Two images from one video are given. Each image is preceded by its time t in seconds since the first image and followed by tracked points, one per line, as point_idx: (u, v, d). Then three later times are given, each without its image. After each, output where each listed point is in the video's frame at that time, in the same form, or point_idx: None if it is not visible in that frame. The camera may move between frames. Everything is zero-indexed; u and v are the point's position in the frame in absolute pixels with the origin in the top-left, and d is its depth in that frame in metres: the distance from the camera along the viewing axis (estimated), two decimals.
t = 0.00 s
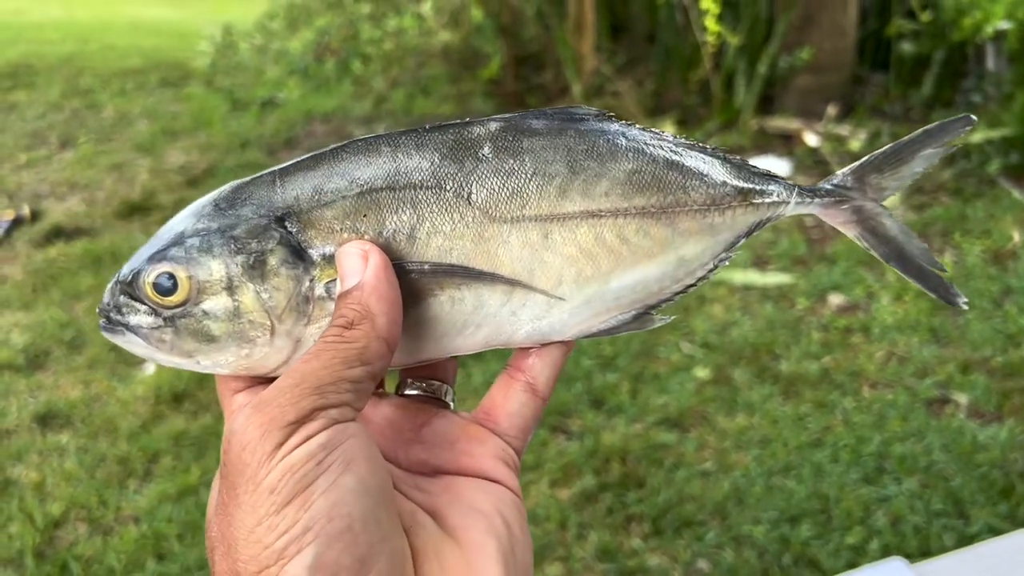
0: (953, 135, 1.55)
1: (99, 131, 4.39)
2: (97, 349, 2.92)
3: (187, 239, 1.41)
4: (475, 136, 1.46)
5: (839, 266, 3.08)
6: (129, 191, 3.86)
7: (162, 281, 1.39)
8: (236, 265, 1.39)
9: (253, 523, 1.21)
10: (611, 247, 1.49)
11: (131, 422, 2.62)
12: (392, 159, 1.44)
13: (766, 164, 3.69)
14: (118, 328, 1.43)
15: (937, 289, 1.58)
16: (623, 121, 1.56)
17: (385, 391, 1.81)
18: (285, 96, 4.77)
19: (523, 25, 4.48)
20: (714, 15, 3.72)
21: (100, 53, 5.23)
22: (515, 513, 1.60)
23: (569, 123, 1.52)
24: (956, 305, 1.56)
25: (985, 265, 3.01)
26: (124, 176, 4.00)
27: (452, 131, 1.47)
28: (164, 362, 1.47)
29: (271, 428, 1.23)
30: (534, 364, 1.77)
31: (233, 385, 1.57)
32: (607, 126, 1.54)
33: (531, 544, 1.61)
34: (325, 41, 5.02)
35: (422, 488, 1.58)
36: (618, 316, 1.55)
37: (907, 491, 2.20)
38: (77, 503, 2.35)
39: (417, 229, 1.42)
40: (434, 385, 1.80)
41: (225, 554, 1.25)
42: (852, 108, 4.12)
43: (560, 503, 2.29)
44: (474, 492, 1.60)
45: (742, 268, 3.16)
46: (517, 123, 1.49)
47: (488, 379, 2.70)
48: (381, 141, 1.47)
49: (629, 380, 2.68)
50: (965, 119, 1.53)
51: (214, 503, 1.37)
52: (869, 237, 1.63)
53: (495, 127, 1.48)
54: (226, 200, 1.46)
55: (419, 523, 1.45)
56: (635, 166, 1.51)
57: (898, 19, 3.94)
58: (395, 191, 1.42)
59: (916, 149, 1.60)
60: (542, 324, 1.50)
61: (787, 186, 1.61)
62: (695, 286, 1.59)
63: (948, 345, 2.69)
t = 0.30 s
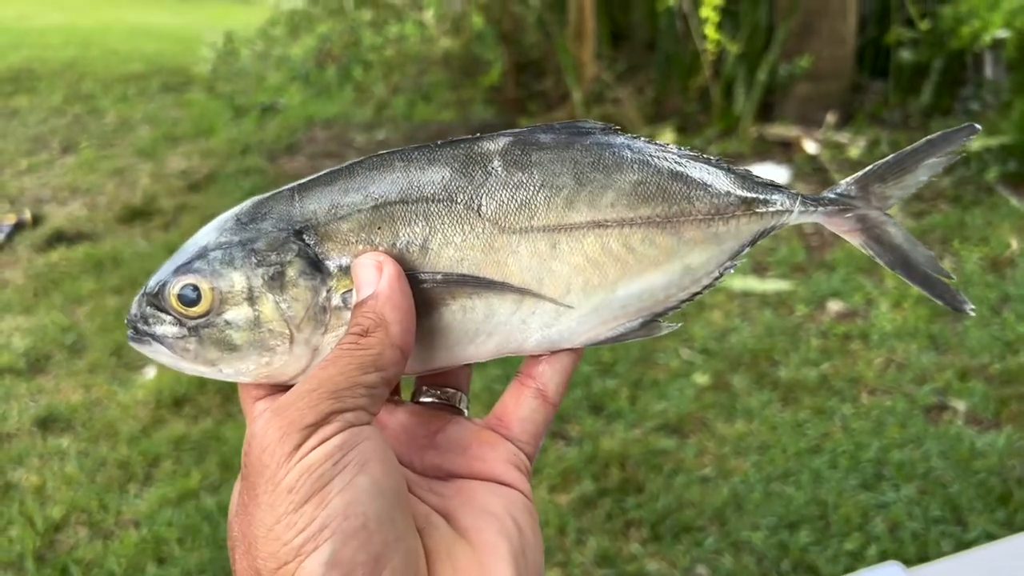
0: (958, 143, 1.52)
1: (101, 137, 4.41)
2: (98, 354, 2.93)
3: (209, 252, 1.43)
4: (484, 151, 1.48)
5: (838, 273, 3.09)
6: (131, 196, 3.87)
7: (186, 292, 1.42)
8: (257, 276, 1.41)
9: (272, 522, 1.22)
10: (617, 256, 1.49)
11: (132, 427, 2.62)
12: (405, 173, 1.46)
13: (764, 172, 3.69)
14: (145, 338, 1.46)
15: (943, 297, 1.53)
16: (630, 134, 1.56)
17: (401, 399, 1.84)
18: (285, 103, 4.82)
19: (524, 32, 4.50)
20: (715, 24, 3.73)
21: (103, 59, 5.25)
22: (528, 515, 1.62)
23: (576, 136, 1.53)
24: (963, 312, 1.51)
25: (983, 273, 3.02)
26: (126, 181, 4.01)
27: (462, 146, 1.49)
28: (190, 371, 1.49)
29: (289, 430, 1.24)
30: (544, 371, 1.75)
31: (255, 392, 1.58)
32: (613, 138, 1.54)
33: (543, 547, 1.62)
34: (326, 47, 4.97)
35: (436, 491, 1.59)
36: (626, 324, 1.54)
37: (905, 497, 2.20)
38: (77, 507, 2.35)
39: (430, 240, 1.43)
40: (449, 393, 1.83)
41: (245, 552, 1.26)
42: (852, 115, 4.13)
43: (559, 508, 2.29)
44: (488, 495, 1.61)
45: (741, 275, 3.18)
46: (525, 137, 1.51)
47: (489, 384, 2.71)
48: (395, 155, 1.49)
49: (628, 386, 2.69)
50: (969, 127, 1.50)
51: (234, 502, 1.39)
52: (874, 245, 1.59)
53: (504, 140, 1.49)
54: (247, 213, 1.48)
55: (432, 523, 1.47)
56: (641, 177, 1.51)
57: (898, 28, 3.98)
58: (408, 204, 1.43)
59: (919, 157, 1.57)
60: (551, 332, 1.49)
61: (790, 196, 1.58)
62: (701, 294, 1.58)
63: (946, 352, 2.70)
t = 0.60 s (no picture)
0: (953, 143, 1.52)
1: (101, 141, 4.42)
2: (98, 358, 2.93)
3: (211, 256, 1.43)
4: (483, 153, 1.48)
5: (837, 279, 3.10)
6: (131, 201, 3.88)
7: (188, 295, 1.42)
8: (257, 279, 1.41)
9: (274, 522, 1.22)
10: (616, 257, 1.49)
11: (130, 431, 2.62)
12: (404, 176, 1.46)
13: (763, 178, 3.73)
14: (148, 341, 1.46)
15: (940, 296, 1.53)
16: (627, 135, 1.57)
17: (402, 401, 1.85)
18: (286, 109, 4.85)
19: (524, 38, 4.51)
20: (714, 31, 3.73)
21: (103, 63, 5.26)
22: (529, 516, 1.62)
23: (574, 138, 1.53)
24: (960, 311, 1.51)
25: (982, 280, 3.02)
26: (126, 186, 4.02)
27: (461, 149, 1.49)
28: (192, 375, 1.50)
29: (291, 430, 1.24)
30: (545, 372, 1.77)
31: (257, 395, 1.59)
32: (610, 140, 1.55)
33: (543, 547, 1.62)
34: (326, 53, 5.04)
35: (437, 492, 1.59)
36: (625, 323, 1.56)
37: (904, 504, 2.20)
38: (76, 512, 2.35)
39: (430, 242, 1.43)
40: (450, 395, 1.83)
41: (246, 552, 1.26)
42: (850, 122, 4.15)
43: (558, 513, 2.29)
44: (489, 495, 1.61)
45: (740, 281, 3.19)
46: (523, 140, 1.51)
47: (488, 389, 2.71)
48: (394, 159, 1.49)
49: (627, 392, 2.69)
50: (963, 127, 1.51)
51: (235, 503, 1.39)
52: (871, 244, 1.61)
53: (502, 143, 1.49)
54: (249, 217, 1.48)
55: (433, 524, 1.47)
56: (639, 178, 1.51)
57: (896, 34, 4.00)
58: (407, 207, 1.44)
59: (915, 157, 1.58)
60: (551, 333, 1.50)
61: (787, 196, 1.60)
62: (701, 293, 1.59)
63: (945, 358, 2.70)
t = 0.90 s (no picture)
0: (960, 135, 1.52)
1: (101, 146, 4.42)
2: (97, 362, 2.93)
3: (213, 256, 1.43)
4: (485, 151, 1.48)
5: (836, 284, 3.10)
6: (131, 205, 3.88)
7: (190, 296, 1.42)
8: (259, 278, 1.41)
9: (275, 522, 1.22)
10: (620, 254, 1.49)
11: (129, 436, 2.62)
12: (406, 174, 1.46)
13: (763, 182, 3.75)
14: (150, 342, 1.46)
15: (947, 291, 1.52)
16: (629, 131, 1.57)
17: (405, 400, 1.85)
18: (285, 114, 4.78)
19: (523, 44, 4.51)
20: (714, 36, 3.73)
21: (103, 68, 5.26)
22: (533, 516, 1.61)
23: (577, 134, 1.53)
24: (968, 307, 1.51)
25: (981, 285, 3.03)
26: (126, 191, 4.02)
27: (463, 146, 1.49)
28: (195, 376, 1.50)
29: (292, 430, 1.24)
30: (548, 370, 1.77)
31: (260, 395, 1.59)
32: (613, 136, 1.55)
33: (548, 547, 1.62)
34: (327, 58, 4.95)
35: (441, 491, 1.59)
36: (630, 321, 1.56)
37: (904, 508, 2.20)
38: (74, 516, 2.35)
39: (432, 240, 1.44)
40: (455, 394, 1.84)
41: (247, 553, 1.26)
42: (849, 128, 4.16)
43: (558, 518, 2.29)
44: (493, 494, 1.61)
45: (739, 286, 3.19)
46: (526, 136, 1.51)
47: (488, 394, 2.71)
48: (395, 157, 1.49)
49: (627, 396, 2.69)
50: (971, 120, 1.50)
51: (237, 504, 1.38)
52: (877, 239, 1.61)
53: (504, 141, 1.50)
54: (250, 216, 1.48)
55: (436, 523, 1.47)
56: (642, 174, 1.51)
57: (895, 40, 4.01)
58: (409, 206, 1.44)
59: (922, 151, 1.57)
60: (555, 330, 1.50)
61: (792, 191, 1.60)
62: (705, 290, 1.59)
63: (945, 364, 2.70)
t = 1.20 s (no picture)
0: (954, 130, 1.53)
1: (100, 150, 4.42)
2: (95, 366, 2.92)
3: (203, 266, 1.43)
4: (475, 155, 1.48)
5: (835, 288, 3.10)
6: (129, 209, 3.87)
7: (180, 306, 1.41)
8: (250, 287, 1.40)
9: (267, 533, 1.22)
10: (613, 255, 1.49)
11: (127, 440, 2.61)
12: (397, 180, 1.46)
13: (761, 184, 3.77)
14: (141, 354, 1.46)
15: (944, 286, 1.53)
16: (620, 133, 1.57)
17: (403, 408, 1.84)
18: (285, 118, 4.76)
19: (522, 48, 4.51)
20: (713, 40, 3.73)
21: (102, 72, 5.25)
22: (531, 522, 1.61)
23: (567, 136, 1.54)
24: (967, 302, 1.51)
25: (981, 289, 3.03)
26: (125, 195, 4.02)
27: (453, 151, 1.49)
28: (187, 388, 1.49)
29: (284, 440, 1.24)
30: (544, 374, 1.76)
31: (255, 407, 1.59)
32: (604, 137, 1.55)
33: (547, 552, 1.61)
34: (326, 61, 4.96)
35: (438, 500, 1.59)
36: (625, 323, 1.55)
37: (904, 512, 2.20)
38: (71, 520, 2.34)
39: (423, 246, 1.43)
40: (451, 401, 1.83)
41: (240, 564, 1.26)
42: (847, 132, 4.16)
43: (556, 522, 2.28)
44: (490, 501, 1.61)
45: (738, 290, 3.19)
46: (517, 139, 1.51)
47: (487, 398, 2.70)
48: (385, 163, 1.49)
49: (626, 400, 2.68)
50: (964, 115, 1.51)
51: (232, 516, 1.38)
52: (873, 236, 1.61)
53: (494, 145, 1.50)
54: (240, 226, 1.48)
55: (433, 532, 1.47)
56: (634, 174, 1.52)
57: (894, 45, 4.01)
58: (400, 211, 1.43)
59: (916, 146, 1.58)
60: (550, 334, 1.50)
61: (786, 189, 1.60)
62: (700, 290, 1.59)
63: (944, 367, 2.70)
